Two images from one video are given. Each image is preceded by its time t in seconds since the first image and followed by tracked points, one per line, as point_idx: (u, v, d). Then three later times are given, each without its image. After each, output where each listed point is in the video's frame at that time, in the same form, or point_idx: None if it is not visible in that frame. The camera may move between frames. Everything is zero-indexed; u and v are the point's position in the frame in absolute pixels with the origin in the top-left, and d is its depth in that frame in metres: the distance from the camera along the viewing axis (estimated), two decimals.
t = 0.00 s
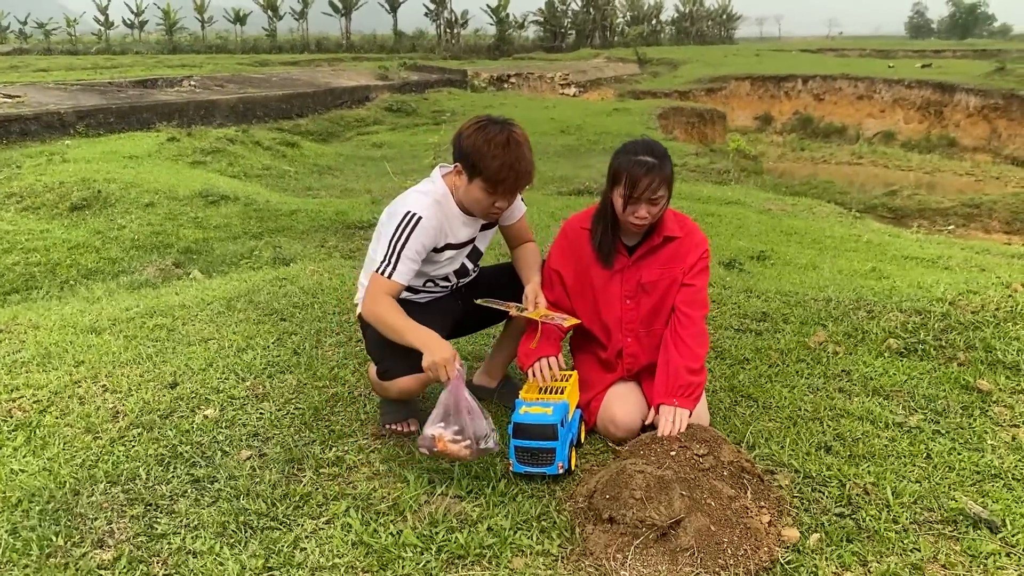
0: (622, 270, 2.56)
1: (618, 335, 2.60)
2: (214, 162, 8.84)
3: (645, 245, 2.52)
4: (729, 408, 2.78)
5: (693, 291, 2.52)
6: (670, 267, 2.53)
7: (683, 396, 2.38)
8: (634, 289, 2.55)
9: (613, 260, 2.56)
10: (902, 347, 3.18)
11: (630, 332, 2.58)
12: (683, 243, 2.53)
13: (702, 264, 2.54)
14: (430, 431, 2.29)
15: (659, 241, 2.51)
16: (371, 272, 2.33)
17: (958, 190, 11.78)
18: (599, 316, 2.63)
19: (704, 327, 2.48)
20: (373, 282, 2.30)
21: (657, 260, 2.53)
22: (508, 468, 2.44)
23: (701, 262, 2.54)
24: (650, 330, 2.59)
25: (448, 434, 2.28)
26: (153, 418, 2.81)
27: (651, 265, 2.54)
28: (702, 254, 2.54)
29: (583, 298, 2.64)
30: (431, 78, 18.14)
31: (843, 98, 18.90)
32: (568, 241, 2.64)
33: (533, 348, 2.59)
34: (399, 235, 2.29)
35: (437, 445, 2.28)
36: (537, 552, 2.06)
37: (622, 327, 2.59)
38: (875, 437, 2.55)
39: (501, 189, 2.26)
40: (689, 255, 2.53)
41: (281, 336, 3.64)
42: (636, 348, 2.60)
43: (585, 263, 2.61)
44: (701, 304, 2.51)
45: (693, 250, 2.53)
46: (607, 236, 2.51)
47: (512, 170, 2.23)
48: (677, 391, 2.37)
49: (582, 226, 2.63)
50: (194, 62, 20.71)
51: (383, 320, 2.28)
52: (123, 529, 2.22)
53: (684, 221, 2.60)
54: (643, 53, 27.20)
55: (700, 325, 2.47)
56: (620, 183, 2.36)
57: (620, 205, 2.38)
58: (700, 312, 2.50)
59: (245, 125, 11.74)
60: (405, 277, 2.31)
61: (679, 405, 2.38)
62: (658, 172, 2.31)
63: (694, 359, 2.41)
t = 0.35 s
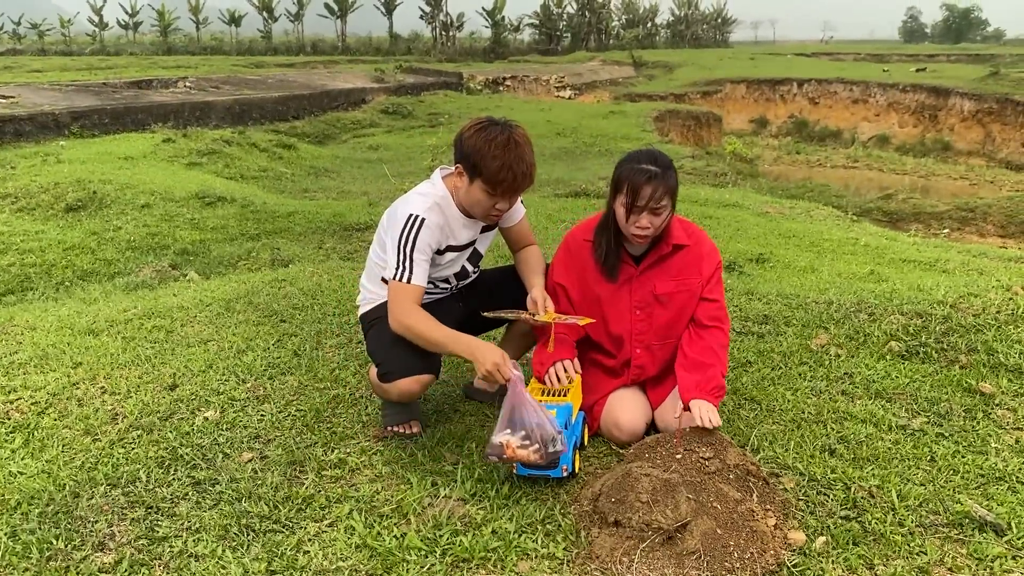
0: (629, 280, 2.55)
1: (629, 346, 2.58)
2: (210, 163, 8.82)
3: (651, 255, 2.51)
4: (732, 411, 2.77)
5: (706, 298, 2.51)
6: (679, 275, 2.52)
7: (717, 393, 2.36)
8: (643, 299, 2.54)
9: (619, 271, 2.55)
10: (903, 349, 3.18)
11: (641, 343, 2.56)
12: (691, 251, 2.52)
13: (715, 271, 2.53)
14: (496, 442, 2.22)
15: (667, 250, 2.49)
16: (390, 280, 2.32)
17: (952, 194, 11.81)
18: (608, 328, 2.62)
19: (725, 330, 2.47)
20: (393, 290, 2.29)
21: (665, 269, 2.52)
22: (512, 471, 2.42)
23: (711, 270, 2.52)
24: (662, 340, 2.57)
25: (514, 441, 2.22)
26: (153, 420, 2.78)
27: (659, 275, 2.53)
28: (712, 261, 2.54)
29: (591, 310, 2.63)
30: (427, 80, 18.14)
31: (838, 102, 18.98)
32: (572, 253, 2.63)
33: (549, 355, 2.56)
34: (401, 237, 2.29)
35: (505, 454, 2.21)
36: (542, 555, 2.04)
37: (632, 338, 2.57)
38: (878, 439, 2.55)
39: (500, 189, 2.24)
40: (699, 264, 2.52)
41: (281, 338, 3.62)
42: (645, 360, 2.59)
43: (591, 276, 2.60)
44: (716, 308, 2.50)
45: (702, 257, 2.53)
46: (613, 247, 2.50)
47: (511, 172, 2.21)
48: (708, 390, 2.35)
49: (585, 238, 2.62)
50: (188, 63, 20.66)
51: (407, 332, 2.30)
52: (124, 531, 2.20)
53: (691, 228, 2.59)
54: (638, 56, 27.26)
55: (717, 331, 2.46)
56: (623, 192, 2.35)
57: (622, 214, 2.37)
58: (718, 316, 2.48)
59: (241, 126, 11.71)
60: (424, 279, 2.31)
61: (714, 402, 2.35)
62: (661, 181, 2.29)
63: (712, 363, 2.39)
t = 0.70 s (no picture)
0: (628, 288, 2.55)
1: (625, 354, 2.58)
2: (210, 165, 8.81)
3: (650, 264, 2.51)
4: (734, 414, 2.77)
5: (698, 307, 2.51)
6: (676, 285, 2.51)
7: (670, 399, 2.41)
8: (641, 307, 2.54)
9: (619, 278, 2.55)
10: (905, 352, 3.18)
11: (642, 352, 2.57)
12: (689, 261, 2.51)
13: (711, 282, 2.53)
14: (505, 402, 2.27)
15: (669, 259, 2.48)
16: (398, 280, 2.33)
17: (951, 197, 11.81)
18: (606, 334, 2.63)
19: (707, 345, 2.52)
20: (402, 290, 2.31)
21: (662, 278, 2.52)
22: (514, 473, 2.42)
23: (709, 281, 2.52)
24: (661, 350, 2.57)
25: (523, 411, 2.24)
26: (153, 422, 2.77)
27: (657, 282, 2.52)
28: (709, 271, 2.53)
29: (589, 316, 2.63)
30: (426, 82, 18.15)
31: (837, 105, 19.00)
32: (572, 259, 2.63)
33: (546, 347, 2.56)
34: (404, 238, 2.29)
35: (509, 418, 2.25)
36: (545, 558, 2.04)
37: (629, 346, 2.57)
38: (880, 442, 2.55)
39: (507, 192, 2.24)
40: (697, 274, 2.51)
41: (281, 340, 3.61)
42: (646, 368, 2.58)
43: (591, 283, 2.60)
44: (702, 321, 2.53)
45: (699, 266, 2.52)
46: (611, 253, 2.51)
47: (518, 174, 2.21)
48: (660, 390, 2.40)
49: (585, 244, 2.62)
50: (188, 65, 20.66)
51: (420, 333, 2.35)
52: (124, 533, 2.19)
53: (691, 238, 2.58)
54: (636, 59, 27.29)
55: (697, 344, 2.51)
56: (613, 198, 2.36)
57: (614, 219, 2.38)
58: (703, 331, 2.53)
59: (240, 128, 11.70)
60: (432, 278, 2.32)
61: (662, 405, 2.42)
62: (652, 186, 2.30)
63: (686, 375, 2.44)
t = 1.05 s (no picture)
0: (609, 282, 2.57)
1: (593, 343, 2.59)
2: (211, 166, 8.83)
3: (641, 266, 2.52)
4: (736, 417, 2.77)
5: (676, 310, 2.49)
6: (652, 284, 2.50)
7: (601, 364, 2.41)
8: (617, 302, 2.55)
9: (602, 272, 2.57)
10: (907, 355, 3.18)
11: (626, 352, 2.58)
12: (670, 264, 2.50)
13: (688, 289, 2.49)
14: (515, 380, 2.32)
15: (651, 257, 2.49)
16: (399, 284, 2.34)
17: (952, 199, 11.79)
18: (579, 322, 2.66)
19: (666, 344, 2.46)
20: (401, 294, 2.33)
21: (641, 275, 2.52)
22: (516, 476, 2.42)
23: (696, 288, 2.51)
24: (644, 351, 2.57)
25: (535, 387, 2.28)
26: (155, 424, 2.78)
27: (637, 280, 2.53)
28: (688, 278, 2.50)
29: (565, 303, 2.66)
30: (427, 84, 18.16)
31: (838, 106, 18.99)
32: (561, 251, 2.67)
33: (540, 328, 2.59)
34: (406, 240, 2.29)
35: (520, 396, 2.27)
36: (547, 561, 2.04)
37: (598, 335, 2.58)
38: (882, 445, 2.55)
39: (510, 196, 2.24)
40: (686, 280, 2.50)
41: (283, 341, 3.61)
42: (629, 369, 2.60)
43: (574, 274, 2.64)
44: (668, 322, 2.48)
45: (680, 272, 2.50)
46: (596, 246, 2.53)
47: (520, 177, 2.21)
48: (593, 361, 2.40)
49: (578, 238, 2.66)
50: (189, 66, 20.67)
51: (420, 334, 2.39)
52: (126, 536, 2.19)
53: (684, 244, 2.57)
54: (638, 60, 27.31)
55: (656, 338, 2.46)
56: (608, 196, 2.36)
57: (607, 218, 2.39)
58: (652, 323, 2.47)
59: (242, 128, 11.71)
60: (432, 281, 2.33)
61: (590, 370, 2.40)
62: (645, 189, 2.30)
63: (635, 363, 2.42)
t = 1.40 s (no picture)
0: (614, 282, 2.59)
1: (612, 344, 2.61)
2: (214, 165, 8.84)
3: (639, 260, 2.54)
4: (739, 416, 2.77)
5: (680, 300, 2.52)
6: (661, 279, 2.53)
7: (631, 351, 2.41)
8: (627, 300, 2.58)
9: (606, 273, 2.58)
10: (910, 354, 3.18)
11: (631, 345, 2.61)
12: (675, 257, 2.52)
13: (697, 279, 2.53)
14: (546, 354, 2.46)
15: (655, 255, 2.50)
16: (395, 283, 2.34)
17: (955, 199, 11.76)
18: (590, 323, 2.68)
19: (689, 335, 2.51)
20: (398, 293, 2.32)
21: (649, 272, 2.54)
22: (518, 474, 2.42)
23: (697, 277, 2.53)
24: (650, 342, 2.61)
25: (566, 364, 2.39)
26: (158, 422, 2.78)
27: (642, 277, 2.55)
28: (696, 268, 2.53)
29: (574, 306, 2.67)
30: (429, 83, 18.17)
31: (841, 106, 18.95)
32: (560, 255, 2.67)
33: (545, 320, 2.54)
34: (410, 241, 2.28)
35: (555, 368, 2.41)
36: (550, 559, 2.04)
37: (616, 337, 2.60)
38: (886, 444, 2.54)
39: (515, 199, 2.24)
40: (686, 270, 2.52)
41: (285, 340, 3.61)
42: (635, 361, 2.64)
43: (578, 276, 2.65)
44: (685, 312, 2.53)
45: (683, 263, 2.52)
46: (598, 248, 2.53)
47: (525, 179, 2.21)
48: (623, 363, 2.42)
49: (574, 240, 2.66)
50: (192, 65, 20.68)
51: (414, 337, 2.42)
52: (130, 533, 2.19)
53: (680, 233, 2.59)
54: (640, 60, 27.28)
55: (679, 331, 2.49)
56: (604, 199, 2.36)
57: (605, 221, 2.39)
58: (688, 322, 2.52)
59: (244, 128, 11.72)
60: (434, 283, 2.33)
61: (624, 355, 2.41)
62: (642, 192, 2.30)
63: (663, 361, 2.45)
